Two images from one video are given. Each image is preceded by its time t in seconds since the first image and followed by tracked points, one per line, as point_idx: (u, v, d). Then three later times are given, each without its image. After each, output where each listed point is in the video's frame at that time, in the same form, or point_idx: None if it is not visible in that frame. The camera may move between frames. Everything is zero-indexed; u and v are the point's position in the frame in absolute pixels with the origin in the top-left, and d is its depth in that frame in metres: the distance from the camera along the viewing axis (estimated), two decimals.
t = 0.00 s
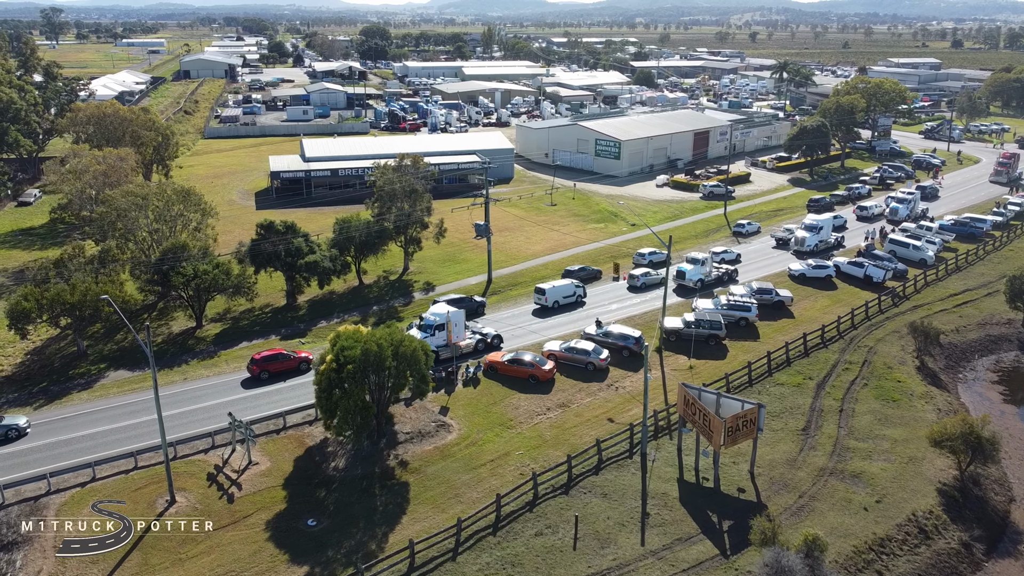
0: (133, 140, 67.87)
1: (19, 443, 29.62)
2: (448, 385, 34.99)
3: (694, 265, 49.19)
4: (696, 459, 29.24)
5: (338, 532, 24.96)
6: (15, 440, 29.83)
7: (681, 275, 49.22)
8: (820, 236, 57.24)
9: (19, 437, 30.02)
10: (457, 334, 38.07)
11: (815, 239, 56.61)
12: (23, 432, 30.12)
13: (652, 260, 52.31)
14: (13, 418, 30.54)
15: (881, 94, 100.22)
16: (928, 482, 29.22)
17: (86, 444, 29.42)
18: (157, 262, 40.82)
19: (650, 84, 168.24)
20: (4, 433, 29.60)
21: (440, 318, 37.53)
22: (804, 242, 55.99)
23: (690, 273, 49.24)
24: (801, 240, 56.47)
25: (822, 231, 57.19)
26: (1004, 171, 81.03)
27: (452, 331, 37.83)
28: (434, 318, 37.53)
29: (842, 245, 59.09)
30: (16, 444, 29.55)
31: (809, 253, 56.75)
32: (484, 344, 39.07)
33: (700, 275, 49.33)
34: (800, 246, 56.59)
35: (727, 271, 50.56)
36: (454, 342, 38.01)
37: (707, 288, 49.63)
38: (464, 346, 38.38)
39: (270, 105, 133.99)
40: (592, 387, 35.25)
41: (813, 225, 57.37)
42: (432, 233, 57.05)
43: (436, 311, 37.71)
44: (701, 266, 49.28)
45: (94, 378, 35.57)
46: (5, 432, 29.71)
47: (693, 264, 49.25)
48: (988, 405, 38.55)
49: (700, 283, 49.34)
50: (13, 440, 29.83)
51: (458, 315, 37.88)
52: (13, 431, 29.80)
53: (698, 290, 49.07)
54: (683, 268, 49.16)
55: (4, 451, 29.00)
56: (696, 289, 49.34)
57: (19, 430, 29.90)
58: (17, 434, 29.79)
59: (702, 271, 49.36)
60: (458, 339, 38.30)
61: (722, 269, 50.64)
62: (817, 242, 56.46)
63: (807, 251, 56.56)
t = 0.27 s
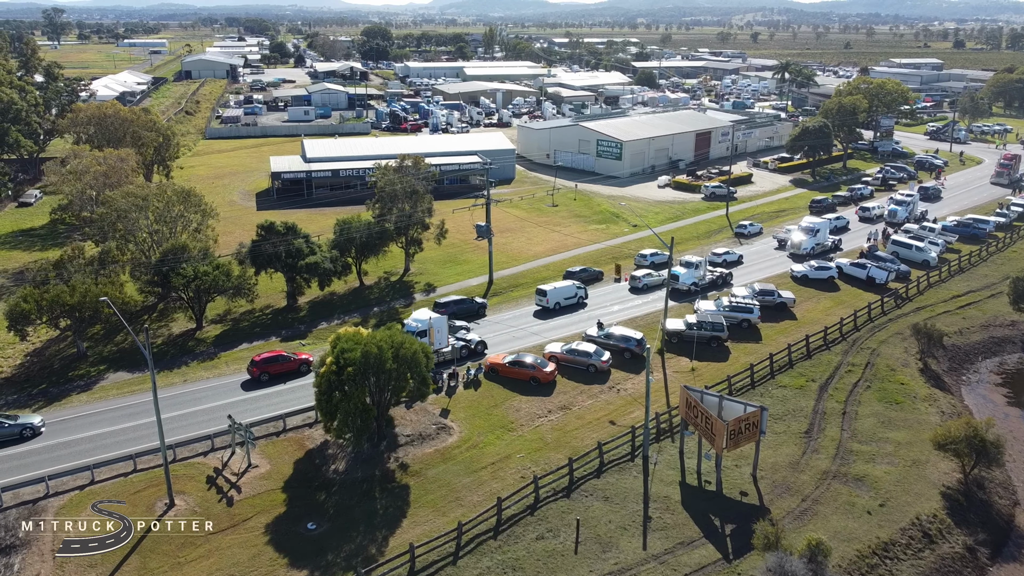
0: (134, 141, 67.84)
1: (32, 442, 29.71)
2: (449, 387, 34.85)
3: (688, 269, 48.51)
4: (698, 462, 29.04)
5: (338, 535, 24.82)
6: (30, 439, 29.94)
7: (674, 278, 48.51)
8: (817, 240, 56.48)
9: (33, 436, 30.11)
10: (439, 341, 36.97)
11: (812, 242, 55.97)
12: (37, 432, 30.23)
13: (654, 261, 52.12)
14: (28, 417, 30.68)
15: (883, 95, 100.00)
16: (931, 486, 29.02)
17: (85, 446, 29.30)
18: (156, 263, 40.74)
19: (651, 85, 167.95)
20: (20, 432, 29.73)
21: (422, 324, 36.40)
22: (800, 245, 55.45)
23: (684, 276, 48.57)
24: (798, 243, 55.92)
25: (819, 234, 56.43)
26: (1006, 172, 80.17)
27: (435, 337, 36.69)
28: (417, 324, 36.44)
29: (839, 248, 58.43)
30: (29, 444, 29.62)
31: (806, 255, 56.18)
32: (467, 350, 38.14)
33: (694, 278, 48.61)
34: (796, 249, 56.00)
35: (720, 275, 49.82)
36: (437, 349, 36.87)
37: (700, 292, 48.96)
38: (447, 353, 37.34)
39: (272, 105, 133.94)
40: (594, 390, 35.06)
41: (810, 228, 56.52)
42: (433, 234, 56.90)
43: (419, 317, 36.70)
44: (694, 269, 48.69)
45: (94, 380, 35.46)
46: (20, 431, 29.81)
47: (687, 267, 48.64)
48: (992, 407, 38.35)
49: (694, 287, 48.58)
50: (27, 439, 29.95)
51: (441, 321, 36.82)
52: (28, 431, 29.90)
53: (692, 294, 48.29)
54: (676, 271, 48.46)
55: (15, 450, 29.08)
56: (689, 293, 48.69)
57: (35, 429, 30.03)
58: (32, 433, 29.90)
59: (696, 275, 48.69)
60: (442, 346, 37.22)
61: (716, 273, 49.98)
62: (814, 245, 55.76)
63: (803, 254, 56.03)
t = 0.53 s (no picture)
0: (135, 141, 67.67)
1: (44, 443, 29.76)
2: (450, 390, 34.62)
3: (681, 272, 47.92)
4: (701, 466, 28.79)
5: (338, 540, 24.60)
6: (42, 439, 30.01)
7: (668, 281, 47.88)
8: (814, 242, 55.83)
9: (46, 436, 30.18)
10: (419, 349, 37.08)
11: (808, 246, 55.46)
12: (50, 432, 30.29)
13: (656, 262, 51.85)
14: (41, 417, 30.77)
15: (885, 96, 99.69)
16: (936, 490, 28.76)
17: (84, 449, 29.11)
18: (156, 265, 40.57)
19: (653, 85, 167.57)
20: (33, 431, 29.80)
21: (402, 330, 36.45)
22: (796, 249, 55.06)
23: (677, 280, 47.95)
24: (794, 246, 55.52)
25: (816, 237, 55.85)
26: (1007, 173, 79.21)
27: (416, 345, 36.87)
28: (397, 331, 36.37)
29: (837, 252, 57.70)
30: (41, 444, 29.68)
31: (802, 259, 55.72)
32: (450, 358, 37.17)
33: (688, 282, 47.93)
34: (793, 252, 55.63)
35: (715, 278, 48.91)
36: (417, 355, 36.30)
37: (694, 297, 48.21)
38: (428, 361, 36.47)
39: (273, 105, 133.77)
40: (596, 393, 34.81)
41: (807, 231, 56.03)
42: (434, 235, 56.66)
43: (400, 325, 36.77)
44: (689, 273, 48.21)
45: (93, 382, 35.26)
46: (33, 431, 29.89)
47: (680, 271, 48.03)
48: (996, 411, 38.08)
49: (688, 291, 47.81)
50: (39, 440, 30.01)
51: (422, 327, 36.89)
52: (42, 430, 30.00)
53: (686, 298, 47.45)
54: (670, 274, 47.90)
55: (26, 450, 29.13)
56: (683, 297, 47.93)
57: (48, 428, 30.13)
58: (44, 433, 29.95)
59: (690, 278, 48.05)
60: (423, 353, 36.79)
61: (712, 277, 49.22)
62: (810, 248, 55.26)
63: (800, 257, 55.56)
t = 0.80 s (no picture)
0: (135, 142, 67.50)
1: (54, 444, 29.73)
2: (450, 393, 34.37)
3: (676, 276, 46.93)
4: (704, 470, 28.53)
5: (337, 545, 24.35)
6: (52, 440, 29.98)
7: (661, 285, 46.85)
8: (811, 246, 55.25)
9: (56, 437, 30.15)
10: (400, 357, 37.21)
11: (805, 249, 54.85)
12: (60, 433, 30.25)
13: (658, 264, 51.63)
14: (51, 418, 30.75)
15: (887, 96, 99.30)
16: (941, 495, 28.48)
17: (82, 453, 28.89)
18: (155, 266, 40.35)
19: (655, 85, 167.18)
20: (42, 432, 29.76)
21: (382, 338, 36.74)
22: (793, 251, 54.41)
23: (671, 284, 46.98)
24: (791, 249, 54.86)
25: (813, 240, 55.35)
26: (1010, 175, 78.53)
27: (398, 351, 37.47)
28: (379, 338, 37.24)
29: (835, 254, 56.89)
30: (51, 445, 29.65)
31: (800, 262, 55.11)
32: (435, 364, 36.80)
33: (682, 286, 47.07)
34: (790, 255, 55.05)
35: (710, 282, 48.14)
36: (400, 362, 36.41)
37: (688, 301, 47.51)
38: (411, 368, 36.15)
39: (274, 106, 133.58)
40: (597, 396, 34.57)
41: (803, 234, 55.67)
42: (434, 236, 56.42)
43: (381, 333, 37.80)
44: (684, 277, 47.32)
45: (91, 385, 35.01)
46: (42, 432, 29.85)
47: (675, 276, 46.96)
48: (1001, 414, 37.79)
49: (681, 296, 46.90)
50: (49, 440, 29.99)
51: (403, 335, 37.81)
52: (51, 431, 29.97)
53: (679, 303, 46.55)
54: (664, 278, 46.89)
55: (36, 451, 29.12)
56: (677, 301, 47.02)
57: (58, 429, 30.09)
58: (54, 434, 29.92)
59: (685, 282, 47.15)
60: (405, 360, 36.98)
61: (706, 281, 48.34)
62: (807, 251, 54.64)
63: (797, 260, 54.93)
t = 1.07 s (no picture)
0: (134, 143, 67.29)
1: (64, 445, 29.69)
2: (450, 397, 34.03)
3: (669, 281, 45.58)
4: (707, 476, 28.19)
5: (336, 553, 24.03)
6: (62, 442, 29.92)
7: (654, 291, 45.58)
8: (808, 250, 54.38)
9: (65, 439, 30.09)
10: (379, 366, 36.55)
11: (802, 253, 53.92)
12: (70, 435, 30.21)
13: (660, 266, 51.48)
14: (60, 419, 30.70)
15: (890, 97, 98.77)
16: (948, 502, 28.12)
17: (79, 458, 28.64)
18: (154, 268, 40.06)
19: (656, 86, 166.75)
20: (52, 434, 29.71)
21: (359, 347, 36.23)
22: (790, 255, 53.42)
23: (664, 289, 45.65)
24: (788, 253, 53.87)
25: (810, 244, 54.42)
26: (1012, 177, 77.58)
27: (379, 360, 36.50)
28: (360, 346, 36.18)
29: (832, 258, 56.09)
30: (60, 446, 29.57)
31: (796, 266, 54.15)
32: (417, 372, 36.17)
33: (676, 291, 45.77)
34: (786, 259, 54.06)
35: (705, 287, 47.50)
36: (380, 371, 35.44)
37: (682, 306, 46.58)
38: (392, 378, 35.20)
39: (275, 106, 133.30)
40: (599, 400, 34.23)
41: (800, 237, 54.53)
42: (435, 238, 56.08)
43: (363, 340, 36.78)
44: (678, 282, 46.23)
45: (88, 388, 34.72)
46: (52, 433, 29.80)
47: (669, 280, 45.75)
48: (1007, 419, 37.41)
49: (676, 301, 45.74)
50: (59, 442, 29.93)
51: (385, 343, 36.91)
52: (62, 433, 29.92)
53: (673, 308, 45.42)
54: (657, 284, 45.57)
55: (45, 453, 29.08)
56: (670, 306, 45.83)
57: (68, 431, 30.04)
58: (64, 436, 29.88)
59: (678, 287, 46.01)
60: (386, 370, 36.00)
61: (700, 286, 48.10)
62: (803, 255, 53.67)
63: (794, 264, 53.93)
